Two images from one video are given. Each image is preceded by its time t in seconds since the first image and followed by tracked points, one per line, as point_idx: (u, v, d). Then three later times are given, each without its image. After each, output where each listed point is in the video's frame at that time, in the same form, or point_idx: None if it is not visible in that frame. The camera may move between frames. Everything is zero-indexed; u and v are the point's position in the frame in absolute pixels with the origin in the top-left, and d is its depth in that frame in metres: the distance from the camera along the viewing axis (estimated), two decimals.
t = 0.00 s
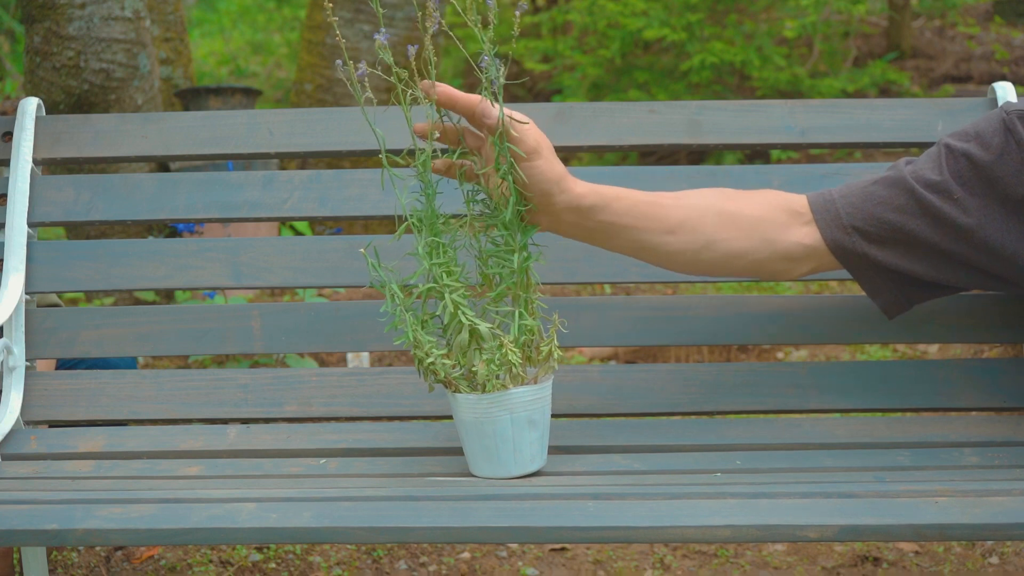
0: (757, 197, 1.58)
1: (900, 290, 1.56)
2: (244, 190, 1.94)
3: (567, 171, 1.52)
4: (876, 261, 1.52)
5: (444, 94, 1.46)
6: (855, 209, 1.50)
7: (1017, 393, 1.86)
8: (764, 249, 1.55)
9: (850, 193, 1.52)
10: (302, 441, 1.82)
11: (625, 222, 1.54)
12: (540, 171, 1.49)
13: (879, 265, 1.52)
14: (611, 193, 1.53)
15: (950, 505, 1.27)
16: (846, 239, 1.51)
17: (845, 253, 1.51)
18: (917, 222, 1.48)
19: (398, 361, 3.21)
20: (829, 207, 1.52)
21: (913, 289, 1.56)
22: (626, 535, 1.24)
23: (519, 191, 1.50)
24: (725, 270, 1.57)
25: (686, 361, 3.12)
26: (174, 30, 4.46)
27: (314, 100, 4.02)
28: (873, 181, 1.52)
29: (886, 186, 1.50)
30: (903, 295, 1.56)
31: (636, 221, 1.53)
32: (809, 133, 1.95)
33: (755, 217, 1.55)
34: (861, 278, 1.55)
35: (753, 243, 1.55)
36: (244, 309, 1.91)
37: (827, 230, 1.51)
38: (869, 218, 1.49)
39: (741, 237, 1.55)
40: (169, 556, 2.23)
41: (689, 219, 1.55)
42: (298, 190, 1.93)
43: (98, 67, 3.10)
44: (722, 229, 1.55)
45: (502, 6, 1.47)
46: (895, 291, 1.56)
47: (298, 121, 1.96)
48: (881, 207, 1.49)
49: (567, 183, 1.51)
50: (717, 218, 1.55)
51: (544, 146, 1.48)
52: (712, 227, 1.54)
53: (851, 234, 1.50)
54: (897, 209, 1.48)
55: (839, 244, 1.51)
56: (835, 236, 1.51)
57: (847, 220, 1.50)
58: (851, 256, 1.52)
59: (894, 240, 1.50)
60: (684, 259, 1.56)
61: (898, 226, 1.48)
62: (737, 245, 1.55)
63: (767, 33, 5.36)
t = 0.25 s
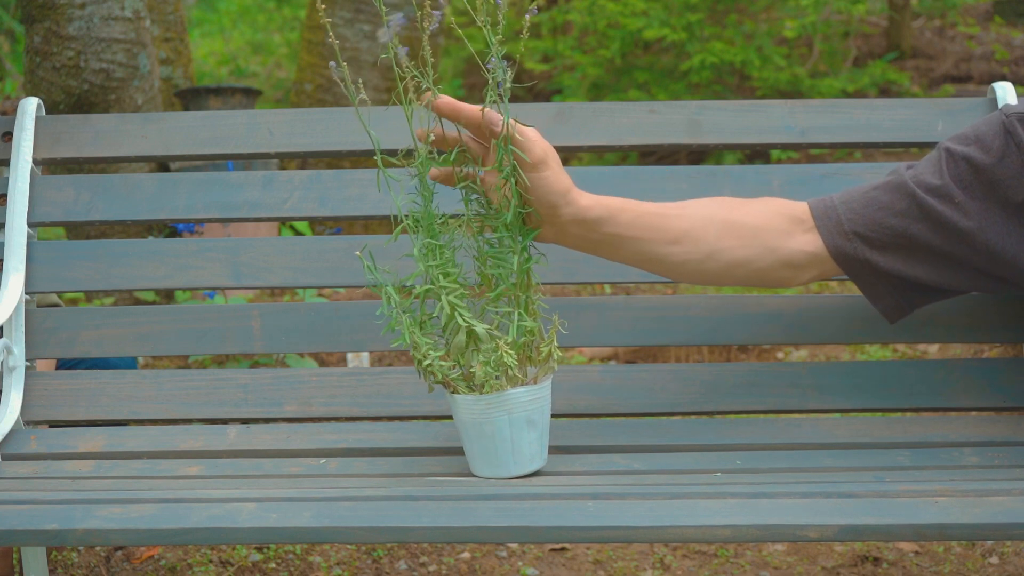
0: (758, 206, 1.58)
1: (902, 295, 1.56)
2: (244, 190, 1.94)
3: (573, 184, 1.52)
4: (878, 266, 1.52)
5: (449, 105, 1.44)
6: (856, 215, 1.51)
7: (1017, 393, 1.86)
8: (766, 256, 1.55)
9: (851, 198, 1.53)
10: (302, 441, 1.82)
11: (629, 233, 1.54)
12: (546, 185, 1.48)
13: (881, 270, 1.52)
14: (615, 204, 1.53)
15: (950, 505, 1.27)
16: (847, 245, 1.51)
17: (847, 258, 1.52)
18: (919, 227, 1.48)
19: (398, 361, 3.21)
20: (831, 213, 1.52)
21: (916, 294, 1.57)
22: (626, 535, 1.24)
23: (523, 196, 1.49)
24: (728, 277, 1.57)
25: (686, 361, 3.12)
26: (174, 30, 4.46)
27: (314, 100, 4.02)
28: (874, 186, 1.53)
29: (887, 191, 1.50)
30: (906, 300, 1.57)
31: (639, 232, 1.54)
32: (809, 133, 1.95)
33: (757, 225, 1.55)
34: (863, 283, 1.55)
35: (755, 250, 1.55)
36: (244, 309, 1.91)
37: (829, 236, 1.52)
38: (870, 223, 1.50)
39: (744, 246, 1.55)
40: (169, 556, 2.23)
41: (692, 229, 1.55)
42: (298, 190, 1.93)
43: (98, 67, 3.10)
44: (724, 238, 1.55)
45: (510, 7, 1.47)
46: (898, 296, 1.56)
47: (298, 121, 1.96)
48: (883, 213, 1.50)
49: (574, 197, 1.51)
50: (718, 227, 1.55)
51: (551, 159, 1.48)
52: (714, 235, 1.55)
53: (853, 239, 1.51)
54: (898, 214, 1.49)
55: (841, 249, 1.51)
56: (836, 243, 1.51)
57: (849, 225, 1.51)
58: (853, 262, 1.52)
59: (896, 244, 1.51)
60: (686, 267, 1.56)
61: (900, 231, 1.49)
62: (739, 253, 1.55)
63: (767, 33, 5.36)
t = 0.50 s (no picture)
0: (761, 210, 1.59)
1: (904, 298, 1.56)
2: (244, 190, 1.94)
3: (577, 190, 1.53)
4: (879, 270, 1.52)
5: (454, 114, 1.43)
6: (857, 218, 1.51)
7: (1017, 393, 1.86)
8: (768, 261, 1.56)
9: (852, 201, 1.53)
10: (302, 441, 1.82)
11: (631, 240, 1.55)
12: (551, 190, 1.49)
13: (883, 273, 1.53)
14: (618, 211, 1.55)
15: (950, 505, 1.27)
16: (848, 248, 1.51)
17: (848, 262, 1.52)
18: (920, 229, 1.48)
19: (398, 361, 3.21)
20: (832, 216, 1.53)
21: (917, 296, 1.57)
22: (626, 535, 1.24)
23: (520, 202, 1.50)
24: (728, 280, 1.58)
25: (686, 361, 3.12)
26: (174, 30, 4.46)
27: (314, 100, 4.02)
28: (876, 189, 1.53)
29: (888, 194, 1.50)
30: (907, 302, 1.57)
31: (642, 240, 1.55)
32: (809, 133, 1.95)
33: (759, 229, 1.56)
34: (865, 286, 1.55)
35: (757, 255, 1.56)
36: (244, 309, 1.91)
37: (830, 240, 1.52)
38: (871, 227, 1.50)
39: (745, 250, 1.56)
40: (169, 556, 2.23)
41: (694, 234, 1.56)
42: (298, 190, 1.93)
43: (98, 67, 3.10)
44: (727, 244, 1.56)
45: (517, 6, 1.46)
46: (899, 299, 1.56)
47: (298, 121, 1.96)
48: (883, 215, 1.50)
49: (578, 203, 1.52)
50: (720, 231, 1.56)
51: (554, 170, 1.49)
52: (715, 240, 1.56)
53: (854, 242, 1.51)
54: (899, 216, 1.49)
55: (842, 252, 1.52)
56: (837, 246, 1.51)
57: (851, 228, 1.51)
58: (854, 265, 1.52)
59: (897, 247, 1.51)
60: (687, 269, 1.57)
61: (901, 234, 1.49)
62: (741, 257, 1.56)
63: (767, 33, 5.36)
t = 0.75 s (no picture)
0: (771, 227, 1.58)
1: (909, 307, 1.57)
2: (244, 191, 1.94)
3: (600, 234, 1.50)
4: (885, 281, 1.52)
5: (485, 131, 1.47)
6: (862, 228, 1.51)
7: (1017, 393, 1.86)
8: (784, 277, 1.56)
9: (856, 210, 1.53)
10: (302, 441, 1.82)
11: (652, 274, 1.54)
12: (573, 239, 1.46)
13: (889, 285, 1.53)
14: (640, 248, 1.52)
15: (950, 505, 1.27)
16: (853, 259, 1.52)
17: (854, 273, 1.52)
18: (924, 237, 1.49)
19: (398, 361, 3.21)
20: (837, 226, 1.53)
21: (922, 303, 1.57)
22: (626, 535, 1.24)
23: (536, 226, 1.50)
24: (743, 301, 1.58)
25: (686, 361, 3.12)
26: (174, 30, 4.46)
27: (314, 100, 4.02)
28: (880, 196, 1.53)
29: (893, 202, 1.50)
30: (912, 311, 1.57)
31: (659, 273, 1.54)
32: (809, 133, 1.95)
33: (771, 249, 1.56)
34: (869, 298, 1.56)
35: (773, 273, 1.56)
36: (244, 309, 1.91)
37: (835, 251, 1.52)
38: (876, 237, 1.50)
39: (760, 268, 1.56)
40: (169, 556, 2.23)
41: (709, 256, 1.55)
42: (298, 190, 1.93)
43: (98, 67, 3.10)
44: (743, 266, 1.55)
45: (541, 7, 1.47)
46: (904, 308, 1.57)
47: (298, 121, 1.96)
48: (889, 225, 1.50)
49: (600, 250, 1.49)
50: (733, 253, 1.56)
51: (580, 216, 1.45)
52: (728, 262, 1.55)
53: (858, 252, 1.51)
54: (904, 225, 1.49)
55: (847, 264, 1.52)
56: (842, 256, 1.52)
57: (855, 239, 1.51)
58: (859, 276, 1.53)
59: (902, 257, 1.51)
60: (702, 292, 1.57)
61: (905, 243, 1.50)
62: (758, 276, 1.56)
63: (767, 33, 5.36)
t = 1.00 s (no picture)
0: (789, 235, 1.63)
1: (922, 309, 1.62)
2: (244, 190, 1.94)
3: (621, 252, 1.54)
4: (899, 284, 1.58)
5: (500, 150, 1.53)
6: (876, 232, 1.57)
7: (1017, 393, 1.86)
8: (802, 284, 1.61)
9: (870, 215, 1.59)
10: (302, 441, 1.82)
11: (673, 287, 1.60)
12: (592, 260, 1.51)
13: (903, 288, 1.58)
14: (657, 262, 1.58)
15: (951, 504, 1.27)
16: (869, 263, 1.57)
17: (869, 276, 1.58)
18: (938, 240, 1.55)
19: (398, 361, 3.21)
20: (852, 232, 1.58)
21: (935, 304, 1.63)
22: (626, 534, 1.24)
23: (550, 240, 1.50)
24: (767, 308, 1.64)
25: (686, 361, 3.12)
26: (174, 30, 4.46)
27: (315, 100, 4.03)
28: (892, 201, 1.59)
29: (907, 207, 1.56)
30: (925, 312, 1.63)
31: (682, 284, 1.60)
32: (809, 133, 1.95)
33: (791, 258, 1.61)
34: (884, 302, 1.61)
35: (793, 283, 1.61)
36: (244, 309, 1.91)
37: (851, 255, 1.58)
38: (891, 240, 1.56)
39: (780, 278, 1.62)
40: (169, 556, 2.23)
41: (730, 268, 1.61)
42: (298, 190, 1.93)
43: (98, 67, 3.10)
44: (762, 276, 1.61)
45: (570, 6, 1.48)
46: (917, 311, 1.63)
47: (298, 121, 1.96)
48: (903, 230, 1.56)
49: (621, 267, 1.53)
50: (756, 263, 1.61)
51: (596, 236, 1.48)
52: (751, 273, 1.61)
53: (873, 256, 1.57)
54: (918, 229, 1.56)
55: (862, 268, 1.58)
56: (857, 261, 1.58)
57: (870, 244, 1.57)
58: (874, 281, 1.58)
59: (917, 260, 1.56)
60: (728, 302, 1.63)
61: (920, 246, 1.56)
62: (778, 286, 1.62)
63: (767, 33, 5.36)
